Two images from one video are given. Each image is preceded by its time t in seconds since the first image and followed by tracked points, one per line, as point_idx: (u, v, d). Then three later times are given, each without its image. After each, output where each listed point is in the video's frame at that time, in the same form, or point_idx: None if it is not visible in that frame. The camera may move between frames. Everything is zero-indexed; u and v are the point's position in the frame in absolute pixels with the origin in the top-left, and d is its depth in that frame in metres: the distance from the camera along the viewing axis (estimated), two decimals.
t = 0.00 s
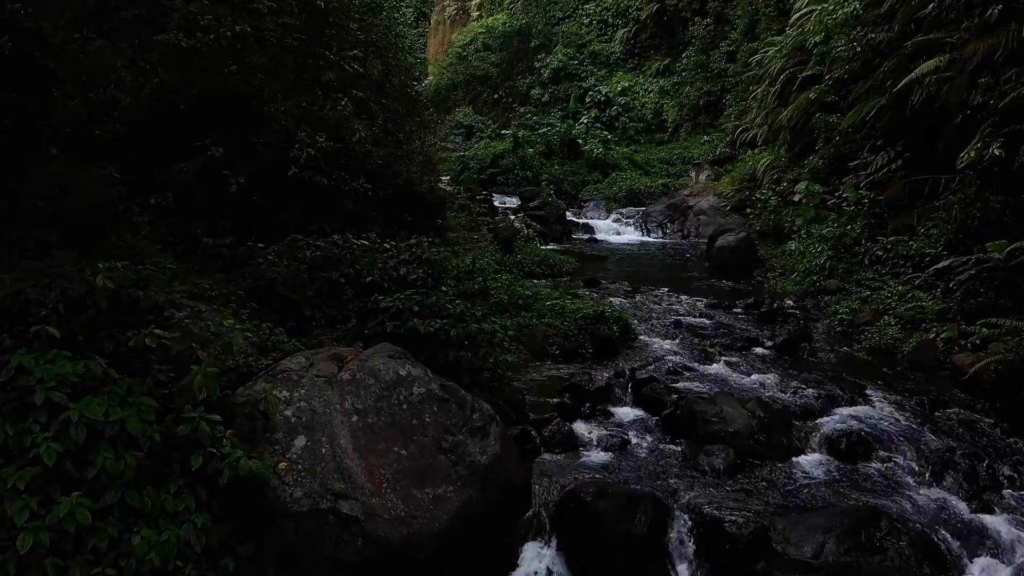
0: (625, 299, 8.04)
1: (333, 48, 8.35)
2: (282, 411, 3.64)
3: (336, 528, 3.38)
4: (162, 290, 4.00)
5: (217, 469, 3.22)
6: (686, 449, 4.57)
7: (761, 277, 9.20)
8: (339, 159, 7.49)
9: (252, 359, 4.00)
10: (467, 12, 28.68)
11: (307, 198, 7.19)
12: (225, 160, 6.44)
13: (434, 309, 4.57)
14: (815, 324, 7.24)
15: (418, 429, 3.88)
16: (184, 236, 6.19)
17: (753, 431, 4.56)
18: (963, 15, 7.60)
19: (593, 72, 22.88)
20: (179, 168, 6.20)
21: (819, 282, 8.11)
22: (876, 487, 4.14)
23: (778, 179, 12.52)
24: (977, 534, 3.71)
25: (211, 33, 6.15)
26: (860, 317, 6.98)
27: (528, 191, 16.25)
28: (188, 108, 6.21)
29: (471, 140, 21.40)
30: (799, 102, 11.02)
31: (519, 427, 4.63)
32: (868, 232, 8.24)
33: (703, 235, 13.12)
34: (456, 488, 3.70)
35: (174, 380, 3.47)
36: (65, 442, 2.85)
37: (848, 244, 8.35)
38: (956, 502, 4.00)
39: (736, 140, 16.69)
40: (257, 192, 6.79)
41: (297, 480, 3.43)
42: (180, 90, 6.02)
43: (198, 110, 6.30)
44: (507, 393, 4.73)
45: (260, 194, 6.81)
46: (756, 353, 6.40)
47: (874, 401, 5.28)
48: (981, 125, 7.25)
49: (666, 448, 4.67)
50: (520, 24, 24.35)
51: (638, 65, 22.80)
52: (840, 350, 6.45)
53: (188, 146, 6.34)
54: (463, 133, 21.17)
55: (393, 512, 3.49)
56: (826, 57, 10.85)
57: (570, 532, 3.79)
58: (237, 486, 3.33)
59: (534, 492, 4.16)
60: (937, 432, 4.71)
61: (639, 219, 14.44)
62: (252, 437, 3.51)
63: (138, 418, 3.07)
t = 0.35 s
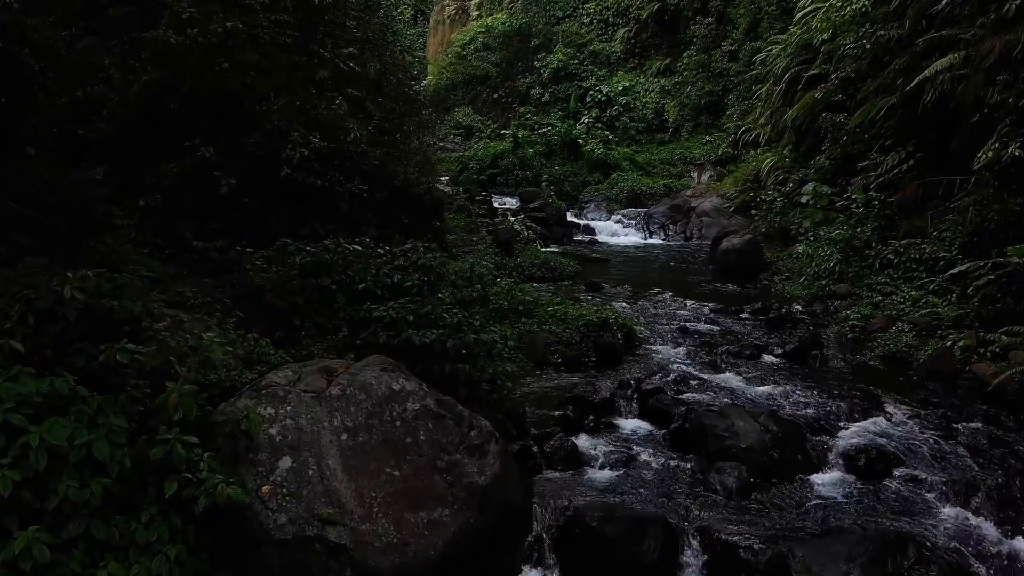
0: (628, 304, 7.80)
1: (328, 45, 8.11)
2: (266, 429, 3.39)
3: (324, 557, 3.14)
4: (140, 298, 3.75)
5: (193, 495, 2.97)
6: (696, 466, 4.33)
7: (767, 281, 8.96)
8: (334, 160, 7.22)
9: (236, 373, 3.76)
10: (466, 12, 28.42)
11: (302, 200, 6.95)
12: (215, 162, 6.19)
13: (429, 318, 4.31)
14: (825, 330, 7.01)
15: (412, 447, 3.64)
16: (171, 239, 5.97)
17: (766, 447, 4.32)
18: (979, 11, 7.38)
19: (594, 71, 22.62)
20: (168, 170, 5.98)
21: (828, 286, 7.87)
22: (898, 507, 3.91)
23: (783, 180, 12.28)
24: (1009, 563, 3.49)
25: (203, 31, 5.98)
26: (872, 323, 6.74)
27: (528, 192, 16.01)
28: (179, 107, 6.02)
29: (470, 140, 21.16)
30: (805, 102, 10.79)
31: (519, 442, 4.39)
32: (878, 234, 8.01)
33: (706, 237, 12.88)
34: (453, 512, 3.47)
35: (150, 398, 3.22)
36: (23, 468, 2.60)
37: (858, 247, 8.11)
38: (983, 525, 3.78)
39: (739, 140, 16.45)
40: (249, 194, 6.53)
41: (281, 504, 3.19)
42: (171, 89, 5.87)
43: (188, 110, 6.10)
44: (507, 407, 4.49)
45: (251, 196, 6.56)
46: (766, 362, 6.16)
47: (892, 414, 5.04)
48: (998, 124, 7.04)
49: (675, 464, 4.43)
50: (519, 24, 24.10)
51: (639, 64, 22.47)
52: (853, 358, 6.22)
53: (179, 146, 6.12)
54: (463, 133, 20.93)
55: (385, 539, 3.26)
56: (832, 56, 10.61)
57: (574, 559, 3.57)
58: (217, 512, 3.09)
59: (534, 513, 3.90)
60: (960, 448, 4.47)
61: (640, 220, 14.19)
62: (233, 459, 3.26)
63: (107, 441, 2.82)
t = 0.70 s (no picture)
0: (631, 309, 7.55)
1: (324, 42, 7.87)
2: (246, 452, 3.14)
3: None
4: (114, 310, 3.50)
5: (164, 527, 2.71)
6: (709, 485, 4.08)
7: (774, 284, 8.72)
8: (327, 159, 6.95)
9: (215, 389, 3.51)
10: (465, 11, 28.18)
11: (294, 201, 6.65)
12: (206, 161, 5.91)
13: (425, 330, 4.05)
14: (837, 336, 6.76)
15: (404, 469, 3.39)
16: (160, 243, 5.70)
17: (782, 466, 4.06)
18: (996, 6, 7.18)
19: (594, 71, 22.38)
20: (157, 170, 5.69)
21: (838, 290, 7.63)
22: (924, 532, 3.66)
23: (788, 180, 12.03)
24: None
25: (191, 24, 5.71)
26: (886, 330, 6.49)
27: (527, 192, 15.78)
28: (169, 106, 5.75)
29: (469, 140, 20.91)
30: (811, 101, 10.56)
31: (519, 460, 4.14)
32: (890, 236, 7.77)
33: (710, 239, 12.64)
34: (449, 539, 3.22)
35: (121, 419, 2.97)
36: None
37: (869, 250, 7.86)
38: (1017, 551, 3.53)
39: (743, 140, 16.23)
40: (241, 195, 6.24)
41: (261, 535, 2.94)
42: (160, 87, 5.62)
43: (178, 108, 5.83)
44: (508, 422, 4.22)
45: (243, 198, 6.26)
46: (777, 370, 5.91)
47: (912, 426, 4.78)
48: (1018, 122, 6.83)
49: (685, 483, 4.18)
50: (519, 23, 23.86)
51: (640, 63, 22.18)
52: (867, 367, 5.97)
53: (169, 146, 5.83)
54: (462, 133, 20.70)
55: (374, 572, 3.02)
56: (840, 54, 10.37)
57: None
58: (190, 545, 2.84)
59: (536, 540, 3.66)
60: (986, 465, 4.23)
61: (642, 221, 13.94)
62: (209, 486, 3.00)
63: (67, 470, 2.57)
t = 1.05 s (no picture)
0: (634, 314, 7.35)
1: (319, 39, 7.65)
2: (227, 474, 2.93)
3: None
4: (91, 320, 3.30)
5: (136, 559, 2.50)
6: (719, 503, 3.88)
7: (780, 288, 8.52)
8: (322, 159, 6.75)
9: (197, 404, 3.30)
10: (465, 10, 27.87)
11: (287, 203, 6.49)
12: (197, 162, 5.69)
13: (419, 340, 3.83)
14: (847, 342, 6.56)
15: (398, 490, 3.19)
16: (150, 246, 5.43)
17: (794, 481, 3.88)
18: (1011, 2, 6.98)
19: (595, 70, 22.16)
20: (148, 171, 5.42)
21: (847, 294, 7.43)
22: (949, 555, 3.46)
23: (793, 181, 11.82)
24: None
25: (181, 22, 5.45)
26: (897, 336, 6.29)
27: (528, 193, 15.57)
28: (158, 104, 5.50)
29: (469, 141, 20.69)
30: (817, 100, 10.35)
31: (520, 476, 3.93)
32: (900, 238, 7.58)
33: (712, 241, 12.44)
34: (445, 566, 3.02)
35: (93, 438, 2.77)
36: None
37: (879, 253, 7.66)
38: None
39: (745, 140, 16.04)
40: (232, 197, 6.06)
41: (242, 563, 2.73)
42: (150, 85, 5.35)
43: (169, 106, 5.57)
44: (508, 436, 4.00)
45: (235, 200, 6.09)
46: (785, 378, 5.71)
47: (929, 438, 4.58)
48: None
49: (693, 499, 4.00)
50: (519, 22, 23.65)
51: (641, 63, 21.96)
52: (880, 374, 5.77)
53: (158, 145, 5.56)
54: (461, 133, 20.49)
55: None
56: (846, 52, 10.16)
57: None
58: None
59: (539, 562, 3.46)
60: (1010, 481, 4.04)
61: (644, 222, 13.73)
62: (187, 509, 2.79)
63: (29, 497, 2.36)
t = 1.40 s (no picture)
0: (637, 319, 7.12)
1: (314, 35, 7.40)
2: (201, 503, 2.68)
3: None
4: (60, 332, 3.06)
5: None
6: (732, 526, 3.65)
7: (787, 292, 8.29)
8: (314, 159, 6.45)
9: (173, 424, 3.05)
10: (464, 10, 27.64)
11: (279, 204, 6.16)
12: (185, 163, 5.42)
13: (414, 353, 3.58)
14: (858, 349, 6.33)
15: (388, 517, 2.96)
16: (135, 250, 5.20)
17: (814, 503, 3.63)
18: None
19: (595, 70, 21.91)
20: (135, 171, 5.20)
21: (857, 299, 7.19)
22: None
23: (798, 182, 11.59)
24: None
25: (170, 18, 5.14)
26: (912, 343, 6.05)
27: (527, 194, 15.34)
28: (145, 103, 5.23)
29: (468, 140, 20.45)
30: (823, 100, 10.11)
31: (521, 498, 3.68)
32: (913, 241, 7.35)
33: (716, 242, 12.21)
34: None
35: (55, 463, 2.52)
36: None
37: (891, 257, 7.43)
38: None
39: (748, 141, 15.82)
40: (223, 198, 5.76)
41: None
42: (137, 84, 5.07)
43: (156, 105, 5.30)
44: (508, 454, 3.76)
45: (226, 201, 5.79)
46: (796, 388, 5.48)
47: (952, 455, 4.35)
48: None
49: (704, 521, 3.76)
50: (519, 21, 23.39)
51: (641, 63, 21.74)
52: (895, 383, 5.53)
53: (145, 146, 5.32)
54: (460, 133, 20.25)
55: None
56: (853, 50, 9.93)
57: None
58: None
59: None
60: None
61: (646, 224, 13.50)
62: (158, 542, 2.54)
63: None
